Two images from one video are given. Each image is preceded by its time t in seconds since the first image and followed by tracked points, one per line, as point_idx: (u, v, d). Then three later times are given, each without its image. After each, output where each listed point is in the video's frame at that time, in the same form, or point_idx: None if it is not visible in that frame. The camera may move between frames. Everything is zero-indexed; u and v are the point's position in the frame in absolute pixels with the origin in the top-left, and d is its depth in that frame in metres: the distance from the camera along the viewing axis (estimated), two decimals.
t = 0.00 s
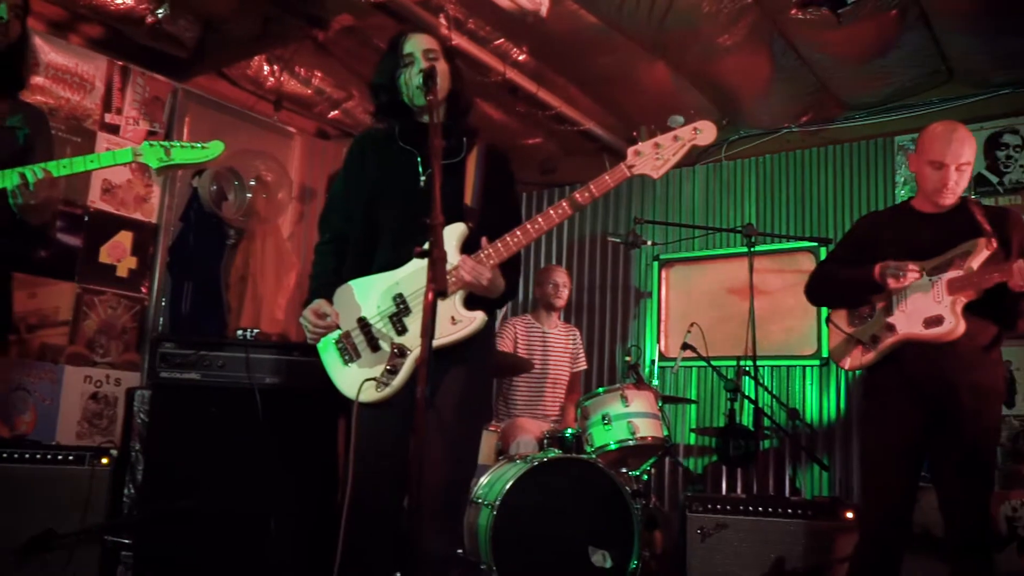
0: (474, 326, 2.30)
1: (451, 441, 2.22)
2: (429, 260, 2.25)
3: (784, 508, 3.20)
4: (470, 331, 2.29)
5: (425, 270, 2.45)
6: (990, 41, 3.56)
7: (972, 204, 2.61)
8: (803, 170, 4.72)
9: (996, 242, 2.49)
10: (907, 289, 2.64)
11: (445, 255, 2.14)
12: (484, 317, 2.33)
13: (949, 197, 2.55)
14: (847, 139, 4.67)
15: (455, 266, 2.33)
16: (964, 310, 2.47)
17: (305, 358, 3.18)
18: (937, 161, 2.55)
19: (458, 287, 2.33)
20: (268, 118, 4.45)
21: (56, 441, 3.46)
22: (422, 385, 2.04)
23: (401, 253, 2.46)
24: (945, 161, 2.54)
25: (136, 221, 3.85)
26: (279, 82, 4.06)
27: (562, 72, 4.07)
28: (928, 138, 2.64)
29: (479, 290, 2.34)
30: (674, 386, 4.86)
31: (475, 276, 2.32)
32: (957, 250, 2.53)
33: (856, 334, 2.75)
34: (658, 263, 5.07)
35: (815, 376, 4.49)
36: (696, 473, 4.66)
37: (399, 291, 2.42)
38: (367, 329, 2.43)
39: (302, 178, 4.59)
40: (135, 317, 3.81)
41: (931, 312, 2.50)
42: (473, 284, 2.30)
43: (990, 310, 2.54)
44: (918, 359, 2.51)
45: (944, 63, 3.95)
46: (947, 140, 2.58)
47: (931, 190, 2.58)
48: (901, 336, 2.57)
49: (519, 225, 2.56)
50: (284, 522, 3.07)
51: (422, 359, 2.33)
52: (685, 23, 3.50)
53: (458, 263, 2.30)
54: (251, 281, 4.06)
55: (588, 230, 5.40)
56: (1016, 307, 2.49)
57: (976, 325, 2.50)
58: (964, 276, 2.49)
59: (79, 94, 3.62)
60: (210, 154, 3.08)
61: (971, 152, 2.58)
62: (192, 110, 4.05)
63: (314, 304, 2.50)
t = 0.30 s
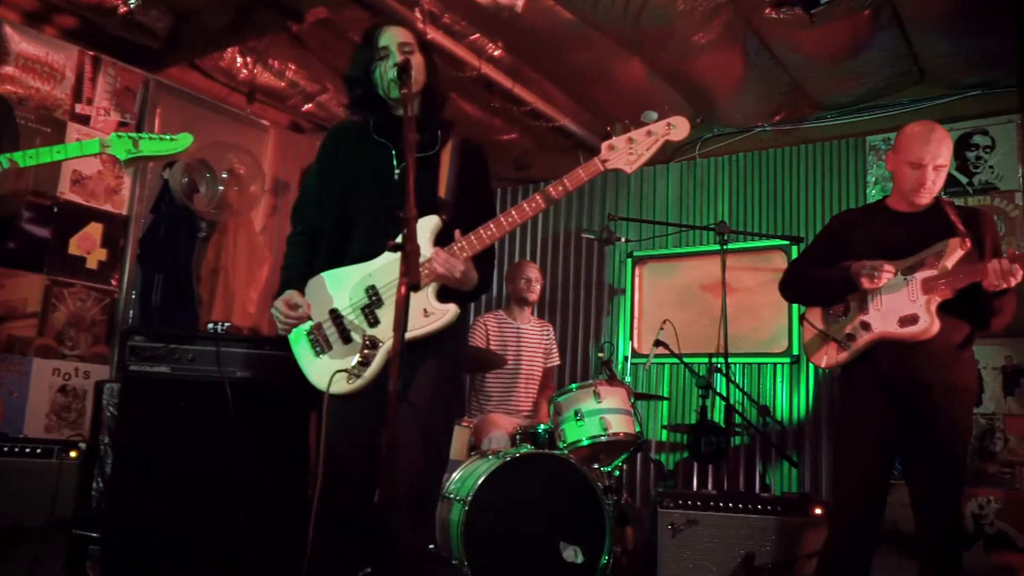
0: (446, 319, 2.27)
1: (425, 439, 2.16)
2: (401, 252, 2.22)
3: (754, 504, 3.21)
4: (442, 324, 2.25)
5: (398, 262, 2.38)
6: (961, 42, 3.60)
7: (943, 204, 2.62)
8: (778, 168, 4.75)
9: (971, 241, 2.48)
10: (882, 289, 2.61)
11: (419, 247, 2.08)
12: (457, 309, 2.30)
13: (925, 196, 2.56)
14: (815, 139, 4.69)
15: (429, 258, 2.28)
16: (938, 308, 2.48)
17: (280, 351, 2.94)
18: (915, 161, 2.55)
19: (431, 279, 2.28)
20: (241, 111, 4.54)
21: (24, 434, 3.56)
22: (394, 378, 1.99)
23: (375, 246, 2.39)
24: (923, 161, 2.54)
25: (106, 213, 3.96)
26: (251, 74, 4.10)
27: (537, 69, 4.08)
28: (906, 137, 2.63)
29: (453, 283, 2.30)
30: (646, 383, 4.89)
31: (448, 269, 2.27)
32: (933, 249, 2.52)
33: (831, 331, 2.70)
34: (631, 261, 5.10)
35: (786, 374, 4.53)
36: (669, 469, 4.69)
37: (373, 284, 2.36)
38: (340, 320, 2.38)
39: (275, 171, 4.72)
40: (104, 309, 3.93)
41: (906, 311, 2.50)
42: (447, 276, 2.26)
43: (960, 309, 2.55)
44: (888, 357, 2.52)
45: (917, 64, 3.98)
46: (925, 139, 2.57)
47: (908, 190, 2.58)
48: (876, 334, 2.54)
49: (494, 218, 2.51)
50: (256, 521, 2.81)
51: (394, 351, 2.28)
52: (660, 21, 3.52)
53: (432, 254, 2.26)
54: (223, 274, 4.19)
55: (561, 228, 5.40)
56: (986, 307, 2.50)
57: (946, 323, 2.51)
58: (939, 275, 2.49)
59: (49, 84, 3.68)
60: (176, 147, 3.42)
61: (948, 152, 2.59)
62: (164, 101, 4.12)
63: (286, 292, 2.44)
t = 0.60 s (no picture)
0: (432, 319, 2.22)
1: (406, 436, 2.10)
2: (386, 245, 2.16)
3: (737, 499, 3.20)
4: (428, 323, 2.21)
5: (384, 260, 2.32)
6: (945, 42, 3.62)
7: (931, 202, 2.61)
8: (763, 165, 4.77)
9: (952, 237, 2.50)
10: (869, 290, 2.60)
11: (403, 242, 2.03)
12: (444, 309, 2.25)
13: (913, 194, 2.57)
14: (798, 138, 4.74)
15: (415, 257, 2.25)
16: (922, 305, 2.50)
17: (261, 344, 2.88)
18: (904, 158, 2.55)
19: (418, 278, 2.25)
20: (225, 104, 4.52)
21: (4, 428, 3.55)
22: (378, 373, 1.94)
23: (362, 242, 2.34)
24: (913, 158, 2.54)
25: (89, 205, 3.96)
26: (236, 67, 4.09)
27: (523, 64, 4.09)
28: (895, 134, 2.63)
29: (440, 282, 2.27)
30: (631, 379, 4.90)
31: (435, 268, 2.24)
32: (916, 246, 2.54)
33: (819, 331, 2.69)
34: (616, 257, 5.12)
35: (769, 371, 4.56)
36: (650, 465, 4.72)
37: (357, 282, 2.31)
38: (324, 319, 2.33)
39: (259, 164, 4.72)
40: (86, 302, 3.92)
41: (891, 308, 2.51)
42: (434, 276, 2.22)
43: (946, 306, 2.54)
44: (873, 355, 2.50)
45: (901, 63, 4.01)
46: (914, 136, 2.59)
47: (897, 186, 2.58)
48: (861, 333, 2.55)
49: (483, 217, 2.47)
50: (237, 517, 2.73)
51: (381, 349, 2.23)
52: (646, 17, 3.53)
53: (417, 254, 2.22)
54: (206, 267, 4.28)
55: (547, 224, 5.42)
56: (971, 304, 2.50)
57: (931, 320, 2.50)
58: (921, 272, 2.52)
59: (31, 75, 3.72)
60: (157, 139, 3.41)
61: (936, 149, 2.60)
62: (146, 93, 4.17)
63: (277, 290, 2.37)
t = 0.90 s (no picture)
0: (413, 310, 2.22)
1: (388, 430, 2.09)
2: (367, 241, 2.19)
3: (719, 497, 3.22)
4: (409, 315, 2.20)
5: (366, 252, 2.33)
6: (927, 44, 3.66)
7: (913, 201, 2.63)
8: (748, 164, 4.80)
9: (929, 233, 2.56)
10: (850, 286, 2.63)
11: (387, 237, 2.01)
12: (425, 301, 2.25)
13: (905, 195, 2.58)
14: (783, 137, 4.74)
15: (396, 248, 2.24)
16: (901, 303, 2.51)
17: (244, 341, 2.65)
18: (899, 159, 2.56)
19: (399, 270, 2.25)
20: (210, 98, 4.56)
21: None
22: (359, 368, 1.93)
23: (344, 234, 2.33)
24: (908, 161, 2.55)
25: (70, 198, 3.93)
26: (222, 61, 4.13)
27: (509, 61, 4.09)
28: (888, 135, 2.64)
29: (421, 273, 2.26)
30: (615, 377, 4.91)
31: (416, 260, 2.24)
32: (892, 245, 2.60)
33: (801, 334, 2.72)
34: (601, 255, 5.13)
35: (753, 369, 4.57)
36: (635, 463, 4.73)
37: (339, 273, 2.32)
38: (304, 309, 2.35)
39: (244, 159, 4.75)
40: (67, 296, 3.89)
41: (870, 307, 2.52)
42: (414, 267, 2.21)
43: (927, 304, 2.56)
44: (854, 352, 2.52)
45: (884, 64, 4.04)
46: (908, 138, 2.60)
47: (889, 186, 2.59)
48: (843, 332, 2.55)
49: (468, 208, 2.47)
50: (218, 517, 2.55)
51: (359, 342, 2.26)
52: (632, 16, 3.56)
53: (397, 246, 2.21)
54: (189, 261, 4.22)
55: (533, 222, 5.43)
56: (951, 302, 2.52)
57: (911, 318, 2.53)
58: (900, 269, 2.55)
59: (13, 66, 3.69)
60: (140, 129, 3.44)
61: (928, 153, 2.62)
62: (130, 86, 4.15)
63: (283, 270, 2.32)
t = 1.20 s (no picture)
0: (396, 304, 2.21)
1: (371, 428, 2.09)
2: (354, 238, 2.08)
3: (705, 495, 3.22)
4: (392, 309, 2.19)
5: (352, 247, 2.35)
6: (913, 45, 3.67)
7: (900, 203, 2.63)
8: (735, 164, 4.81)
9: (912, 234, 2.54)
10: (832, 287, 2.65)
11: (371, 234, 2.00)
12: (407, 296, 2.23)
13: (890, 195, 2.58)
14: (770, 137, 4.76)
15: (381, 244, 2.24)
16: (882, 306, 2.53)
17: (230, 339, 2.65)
18: (882, 160, 2.56)
19: (384, 264, 2.24)
20: (195, 95, 4.53)
21: None
22: (345, 364, 1.92)
23: (326, 231, 2.34)
24: (890, 161, 2.55)
25: (55, 195, 3.92)
26: (207, 58, 4.09)
27: (496, 60, 4.09)
28: (871, 136, 2.64)
29: (407, 270, 2.26)
30: (602, 375, 4.91)
31: (400, 255, 2.23)
32: (875, 248, 2.61)
33: (783, 331, 2.77)
34: (589, 254, 5.14)
35: (739, 368, 4.58)
36: (622, 461, 4.74)
37: (323, 266, 2.32)
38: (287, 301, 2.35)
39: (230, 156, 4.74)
40: (51, 294, 3.87)
41: (852, 309, 2.55)
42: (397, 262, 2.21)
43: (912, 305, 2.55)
44: (838, 351, 2.52)
45: (871, 65, 4.06)
46: (891, 139, 2.60)
47: (873, 187, 2.59)
48: (825, 332, 2.58)
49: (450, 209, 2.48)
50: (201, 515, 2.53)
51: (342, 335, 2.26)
52: (620, 15, 3.57)
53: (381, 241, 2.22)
54: (174, 259, 4.28)
55: (521, 222, 5.43)
56: (934, 306, 2.52)
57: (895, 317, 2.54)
58: (882, 271, 2.56)
59: None
60: (125, 121, 3.49)
61: (912, 153, 2.62)
62: (116, 84, 4.16)
63: (260, 274, 2.33)
